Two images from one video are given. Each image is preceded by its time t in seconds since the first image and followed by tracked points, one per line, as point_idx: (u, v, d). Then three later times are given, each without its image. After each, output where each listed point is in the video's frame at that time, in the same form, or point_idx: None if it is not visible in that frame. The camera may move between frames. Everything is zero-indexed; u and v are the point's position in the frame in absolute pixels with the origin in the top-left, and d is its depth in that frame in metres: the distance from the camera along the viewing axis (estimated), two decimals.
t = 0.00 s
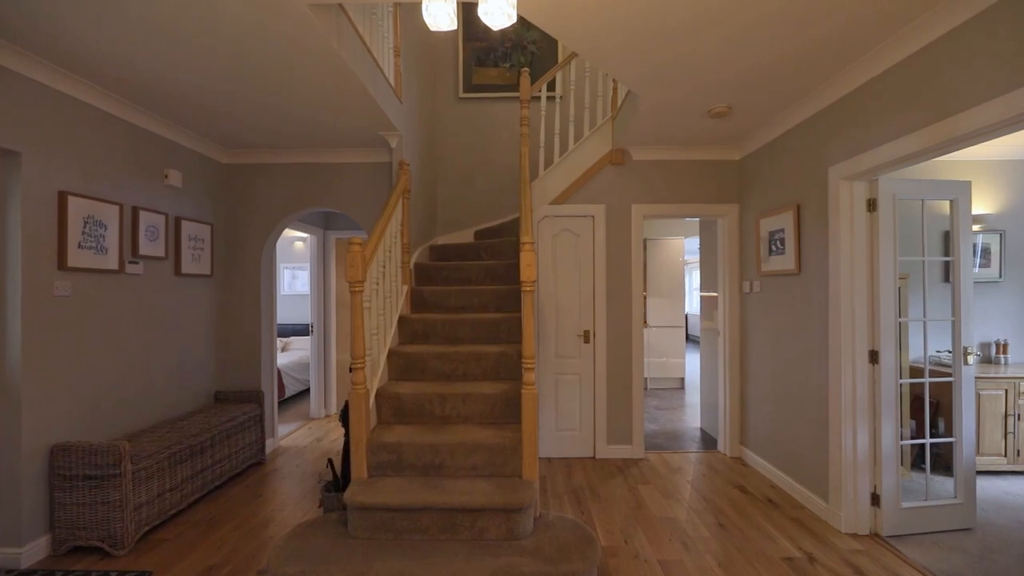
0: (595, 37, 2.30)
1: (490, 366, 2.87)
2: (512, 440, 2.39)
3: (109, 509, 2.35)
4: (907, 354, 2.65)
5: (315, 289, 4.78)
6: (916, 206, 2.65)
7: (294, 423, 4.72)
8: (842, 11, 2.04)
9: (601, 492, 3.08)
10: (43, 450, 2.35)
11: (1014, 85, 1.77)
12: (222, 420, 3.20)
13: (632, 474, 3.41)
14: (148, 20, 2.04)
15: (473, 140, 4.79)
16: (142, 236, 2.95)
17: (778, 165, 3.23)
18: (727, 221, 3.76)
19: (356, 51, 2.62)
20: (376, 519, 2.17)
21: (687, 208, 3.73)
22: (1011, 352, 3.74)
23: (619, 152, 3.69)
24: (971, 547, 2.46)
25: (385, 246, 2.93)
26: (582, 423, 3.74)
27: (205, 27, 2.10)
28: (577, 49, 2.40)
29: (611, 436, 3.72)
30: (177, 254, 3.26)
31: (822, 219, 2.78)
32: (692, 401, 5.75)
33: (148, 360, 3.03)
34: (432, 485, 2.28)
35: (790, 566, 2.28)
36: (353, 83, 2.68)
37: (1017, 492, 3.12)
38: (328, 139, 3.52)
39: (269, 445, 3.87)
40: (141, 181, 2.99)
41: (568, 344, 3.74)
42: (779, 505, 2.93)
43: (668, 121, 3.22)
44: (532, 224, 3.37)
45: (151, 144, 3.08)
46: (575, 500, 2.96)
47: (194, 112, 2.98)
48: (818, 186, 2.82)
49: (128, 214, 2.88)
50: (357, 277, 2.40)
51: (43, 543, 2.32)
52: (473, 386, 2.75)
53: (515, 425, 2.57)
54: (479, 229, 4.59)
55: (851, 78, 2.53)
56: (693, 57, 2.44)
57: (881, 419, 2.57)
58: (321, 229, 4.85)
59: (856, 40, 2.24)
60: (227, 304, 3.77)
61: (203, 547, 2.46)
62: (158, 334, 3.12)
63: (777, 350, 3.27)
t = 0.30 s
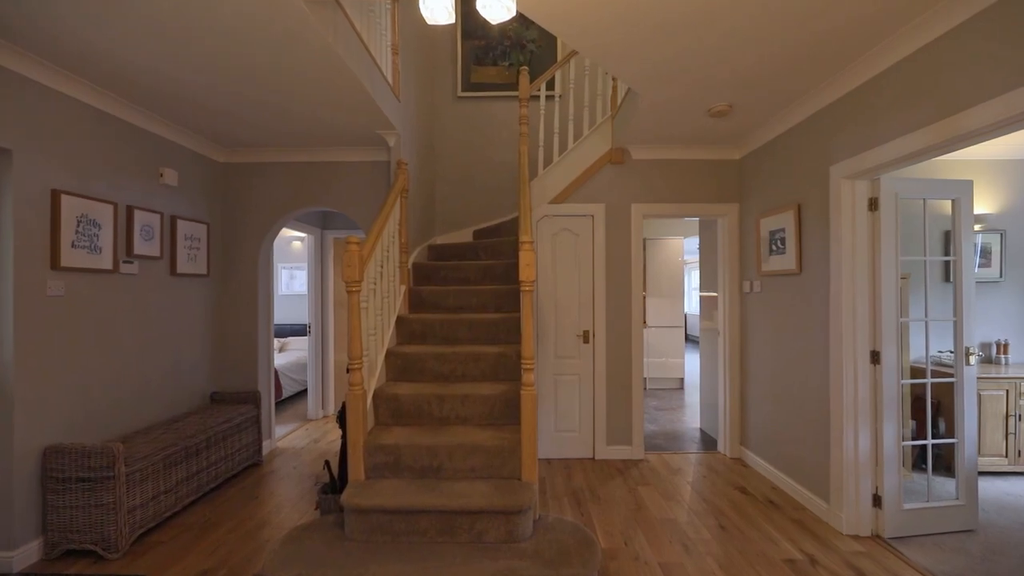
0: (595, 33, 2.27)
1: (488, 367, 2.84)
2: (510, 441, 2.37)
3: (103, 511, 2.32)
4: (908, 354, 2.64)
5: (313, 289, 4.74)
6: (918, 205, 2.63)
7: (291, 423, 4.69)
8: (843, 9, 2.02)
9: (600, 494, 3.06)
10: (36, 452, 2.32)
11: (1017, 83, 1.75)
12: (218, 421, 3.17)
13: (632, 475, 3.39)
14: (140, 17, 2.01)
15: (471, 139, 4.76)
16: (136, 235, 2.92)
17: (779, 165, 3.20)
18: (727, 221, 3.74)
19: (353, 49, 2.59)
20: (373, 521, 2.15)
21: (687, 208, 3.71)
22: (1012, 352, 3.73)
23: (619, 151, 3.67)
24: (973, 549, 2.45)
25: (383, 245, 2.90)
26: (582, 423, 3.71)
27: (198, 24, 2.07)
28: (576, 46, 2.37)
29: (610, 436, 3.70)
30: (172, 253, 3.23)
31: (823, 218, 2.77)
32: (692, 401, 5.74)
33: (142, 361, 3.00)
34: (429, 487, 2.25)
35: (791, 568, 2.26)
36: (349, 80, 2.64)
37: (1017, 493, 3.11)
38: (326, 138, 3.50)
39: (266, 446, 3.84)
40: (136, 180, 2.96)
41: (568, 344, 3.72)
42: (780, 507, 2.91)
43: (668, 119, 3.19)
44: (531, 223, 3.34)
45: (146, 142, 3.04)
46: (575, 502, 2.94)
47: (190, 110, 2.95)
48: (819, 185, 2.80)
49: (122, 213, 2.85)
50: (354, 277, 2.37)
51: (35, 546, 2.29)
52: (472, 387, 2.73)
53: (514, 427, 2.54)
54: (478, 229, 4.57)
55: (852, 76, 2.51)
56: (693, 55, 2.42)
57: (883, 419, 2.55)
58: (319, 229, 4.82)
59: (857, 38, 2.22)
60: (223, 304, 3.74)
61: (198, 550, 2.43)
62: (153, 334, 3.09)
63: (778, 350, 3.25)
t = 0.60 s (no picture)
0: (593, 31, 2.24)
1: (487, 368, 2.81)
2: (509, 443, 2.34)
3: (96, 515, 2.29)
4: (910, 355, 2.62)
5: (310, 289, 4.71)
6: (919, 204, 2.61)
7: (288, 424, 4.65)
8: (844, 7, 1.99)
9: (600, 496, 3.03)
10: (27, 455, 2.29)
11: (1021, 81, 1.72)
12: (213, 423, 3.13)
13: (632, 476, 3.36)
14: (132, 14, 1.98)
15: (470, 138, 4.73)
16: (131, 235, 2.89)
17: (779, 164, 3.18)
18: (726, 221, 3.72)
19: (350, 47, 2.56)
20: (369, 525, 2.12)
21: (687, 207, 3.69)
22: (1012, 352, 3.71)
23: (618, 151, 3.65)
24: (975, 551, 2.43)
25: (380, 245, 2.87)
26: (580, 425, 3.69)
27: (191, 22, 2.04)
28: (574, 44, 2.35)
29: (609, 438, 3.68)
30: (167, 253, 3.20)
31: (823, 218, 2.75)
32: (691, 402, 5.72)
33: (137, 362, 2.97)
34: (427, 490, 2.23)
35: (793, 571, 2.24)
36: (344, 79, 2.61)
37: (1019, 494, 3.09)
38: (322, 137, 3.47)
39: (263, 448, 3.80)
40: (131, 179, 2.93)
41: (567, 344, 3.69)
42: (781, 508, 2.89)
43: (668, 118, 3.17)
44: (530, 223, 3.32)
45: (140, 140, 3.01)
46: (574, 504, 2.92)
47: (185, 108, 2.92)
48: (820, 184, 2.78)
49: (116, 213, 2.81)
50: (351, 277, 2.34)
51: (27, 551, 2.25)
52: (470, 388, 2.70)
53: (513, 429, 2.52)
54: (476, 228, 4.54)
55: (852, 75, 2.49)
56: (693, 54, 2.39)
57: (884, 420, 2.53)
58: (316, 228, 4.78)
59: (859, 36, 2.19)
60: (219, 304, 3.70)
61: (193, 554, 2.40)
62: (147, 335, 3.05)
63: (778, 351, 3.23)
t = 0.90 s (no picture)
0: (591, 27, 2.21)
1: (484, 369, 2.78)
2: (506, 445, 2.31)
3: (86, 519, 2.25)
4: (911, 355, 2.59)
5: (306, 288, 4.67)
6: (920, 204, 2.59)
7: (284, 426, 4.62)
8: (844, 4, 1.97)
9: (598, 498, 3.01)
10: (15, 458, 2.24)
11: None
12: (207, 425, 3.09)
13: (630, 478, 3.33)
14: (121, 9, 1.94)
15: (468, 137, 4.70)
16: (123, 235, 2.85)
17: (778, 163, 3.16)
18: (726, 220, 3.70)
19: (345, 44, 2.53)
20: (365, 529, 2.08)
21: (687, 207, 3.66)
22: (1012, 352, 3.70)
23: (617, 150, 3.62)
24: (976, 553, 2.41)
25: (376, 245, 2.84)
26: (579, 425, 3.66)
27: (181, 18, 2.00)
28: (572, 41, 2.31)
29: (608, 439, 3.65)
30: (160, 253, 3.16)
31: (823, 217, 2.72)
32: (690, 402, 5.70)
33: (128, 364, 2.92)
34: (423, 493, 2.19)
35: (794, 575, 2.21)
36: (338, 76, 2.57)
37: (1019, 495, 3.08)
38: (318, 136, 3.43)
39: (258, 449, 3.77)
40: (123, 178, 2.89)
41: (565, 344, 3.66)
42: (781, 510, 2.87)
43: (667, 117, 3.14)
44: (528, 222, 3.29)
45: (133, 138, 2.97)
46: (573, 506, 2.89)
47: (177, 106, 2.87)
48: (820, 183, 2.76)
49: (107, 212, 2.77)
50: (346, 277, 2.31)
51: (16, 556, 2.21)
52: (467, 389, 2.67)
53: (510, 430, 2.49)
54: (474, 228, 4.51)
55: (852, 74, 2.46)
56: (692, 52, 2.37)
57: (885, 421, 2.51)
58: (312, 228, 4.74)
59: (859, 34, 2.16)
60: (214, 304, 3.66)
61: (185, 558, 2.36)
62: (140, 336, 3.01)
63: (778, 351, 3.21)
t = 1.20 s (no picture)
0: (583, 21, 2.16)
1: (476, 370, 2.73)
2: (499, 448, 2.26)
3: (64, 526, 2.18)
4: (907, 355, 2.57)
5: (297, 288, 4.60)
6: (917, 202, 2.56)
7: (275, 427, 4.55)
8: None
9: (592, 501, 2.97)
10: None
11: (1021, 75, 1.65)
12: (193, 428, 3.02)
13: (625, 480, 3.29)
14: None
15: (461, 135, 4.65)
16: (105, 233, 2.78)
17: (774, 161, 3.13)
18: (721, 219, 3.67)
19: (334, 38, 2.47)
20: (352, 535, 2.03)
21: (682, 205, 3.63)
22: (1006, 351, 3.70)
23: (612, 148, 3.58)
24: (973, 555, 2.39)
25: (366, 243, 2.77)
26: (573, 426, 3.62)
27: (160, 8, 1.94)
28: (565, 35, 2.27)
29: (603, 440, 3.61)
30: (146, 252, 3.09)
31: (820, 216, 2.69)
32: (685, 402, 5.68)
33: (110, 366, 2.85)
34: (413, 498, 2.14)
35: None
36: (323, 70, 2.50)
37: (1014, 495, 3.07)
38: (307, 133, 3.37)
39: (247, 452, 3.70)
40: (106, 174, 2.82)
41: (559, 344, 3.62)
42: (777, 512, 2.83)
43: (661, 114, 3.11)
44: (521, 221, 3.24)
45: (117, 134, 2.90)
46: (566, 509, 2.85)
47: (161, 101, 2.80)
48: (817, 182, 2.72)
49: (89, 209, 2.70)
50: (333, 276, 2.25)
51: None
52: (459, 391, 2.61)
53: (502, 433, 2.44)
54: (468, 226, 4.46)
55: (849, 70, 2.42)
56: (686, 48, 2.33)
57: (881, 422, 2.48)
58: (304, 226, 4.67)
59: (856, 29, 2.12)
60: (201, 305, 3.59)
61: (167, 565, 2.29)
62: (123, 337, 2.93)
63: (774, 351, 3.18)
